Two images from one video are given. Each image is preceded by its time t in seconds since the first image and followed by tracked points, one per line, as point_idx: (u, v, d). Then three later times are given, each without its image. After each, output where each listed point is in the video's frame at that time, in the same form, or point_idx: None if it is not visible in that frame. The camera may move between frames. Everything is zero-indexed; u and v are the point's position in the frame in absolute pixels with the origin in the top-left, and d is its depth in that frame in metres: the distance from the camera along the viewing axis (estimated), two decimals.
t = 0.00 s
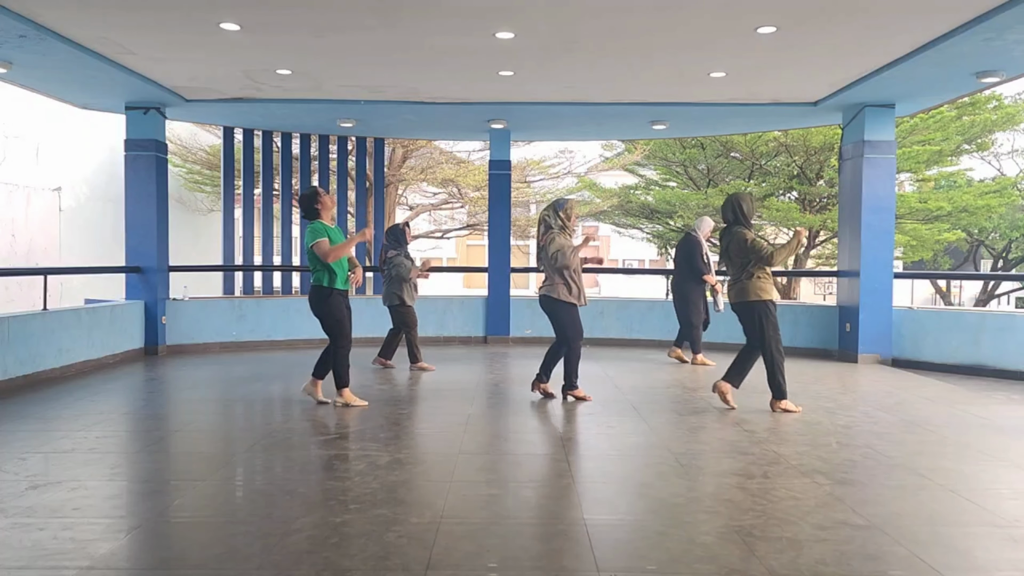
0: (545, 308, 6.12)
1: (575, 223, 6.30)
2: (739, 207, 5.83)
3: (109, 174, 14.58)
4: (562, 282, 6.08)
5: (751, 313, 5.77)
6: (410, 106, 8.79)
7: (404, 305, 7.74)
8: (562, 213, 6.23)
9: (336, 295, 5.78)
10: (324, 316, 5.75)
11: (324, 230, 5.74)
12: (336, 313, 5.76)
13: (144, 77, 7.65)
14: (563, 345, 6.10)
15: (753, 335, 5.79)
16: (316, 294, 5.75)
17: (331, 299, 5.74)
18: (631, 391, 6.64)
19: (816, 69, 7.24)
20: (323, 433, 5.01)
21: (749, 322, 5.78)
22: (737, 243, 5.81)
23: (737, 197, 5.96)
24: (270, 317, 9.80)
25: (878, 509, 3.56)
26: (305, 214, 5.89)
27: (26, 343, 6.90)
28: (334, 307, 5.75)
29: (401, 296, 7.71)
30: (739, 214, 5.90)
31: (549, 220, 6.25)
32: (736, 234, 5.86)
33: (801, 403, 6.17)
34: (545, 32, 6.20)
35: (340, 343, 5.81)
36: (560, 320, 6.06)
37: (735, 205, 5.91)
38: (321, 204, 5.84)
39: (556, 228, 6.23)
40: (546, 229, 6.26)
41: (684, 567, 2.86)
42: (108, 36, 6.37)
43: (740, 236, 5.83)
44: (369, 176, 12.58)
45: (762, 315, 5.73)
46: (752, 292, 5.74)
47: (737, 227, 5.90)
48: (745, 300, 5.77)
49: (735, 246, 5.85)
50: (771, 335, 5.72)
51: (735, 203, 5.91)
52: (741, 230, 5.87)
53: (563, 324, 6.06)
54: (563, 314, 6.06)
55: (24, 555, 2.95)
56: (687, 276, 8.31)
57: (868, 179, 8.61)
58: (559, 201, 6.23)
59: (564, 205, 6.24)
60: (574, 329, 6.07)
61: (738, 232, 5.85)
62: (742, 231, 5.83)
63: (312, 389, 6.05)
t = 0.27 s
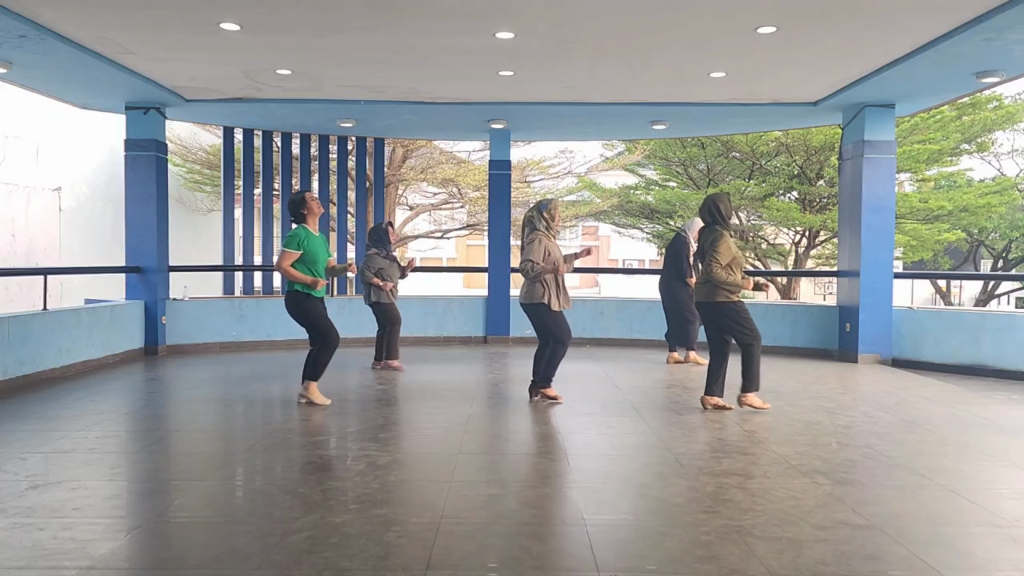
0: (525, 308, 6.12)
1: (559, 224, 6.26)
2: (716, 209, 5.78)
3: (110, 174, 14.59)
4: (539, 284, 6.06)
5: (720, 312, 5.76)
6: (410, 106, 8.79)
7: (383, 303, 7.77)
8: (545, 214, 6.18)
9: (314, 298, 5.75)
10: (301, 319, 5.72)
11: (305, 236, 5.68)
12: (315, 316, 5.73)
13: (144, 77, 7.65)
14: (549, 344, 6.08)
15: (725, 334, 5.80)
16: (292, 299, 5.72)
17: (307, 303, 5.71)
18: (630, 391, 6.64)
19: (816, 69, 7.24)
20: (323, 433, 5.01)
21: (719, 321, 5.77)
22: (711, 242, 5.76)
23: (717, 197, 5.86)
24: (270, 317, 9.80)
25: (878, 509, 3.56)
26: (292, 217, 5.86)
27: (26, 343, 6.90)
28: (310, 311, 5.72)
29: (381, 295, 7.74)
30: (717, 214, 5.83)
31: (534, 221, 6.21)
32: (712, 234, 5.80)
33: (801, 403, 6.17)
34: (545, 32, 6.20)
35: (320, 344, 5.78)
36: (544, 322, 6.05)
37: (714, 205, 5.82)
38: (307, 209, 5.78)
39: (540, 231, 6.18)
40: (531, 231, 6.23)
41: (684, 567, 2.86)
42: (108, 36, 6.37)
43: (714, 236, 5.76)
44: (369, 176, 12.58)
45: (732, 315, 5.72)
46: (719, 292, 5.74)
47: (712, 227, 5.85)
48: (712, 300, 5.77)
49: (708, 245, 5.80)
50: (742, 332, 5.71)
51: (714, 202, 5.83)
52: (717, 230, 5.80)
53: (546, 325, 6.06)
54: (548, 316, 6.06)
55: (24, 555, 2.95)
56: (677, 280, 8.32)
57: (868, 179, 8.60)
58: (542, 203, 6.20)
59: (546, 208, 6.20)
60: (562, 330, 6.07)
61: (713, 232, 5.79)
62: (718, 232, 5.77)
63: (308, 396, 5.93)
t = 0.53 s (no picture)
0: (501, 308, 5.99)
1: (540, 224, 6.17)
2: (694, 206, 5.81)
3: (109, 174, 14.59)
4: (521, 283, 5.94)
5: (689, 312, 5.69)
6: (410, 105, 8.78)
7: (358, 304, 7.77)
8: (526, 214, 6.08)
9: (284, 300, 5.70)
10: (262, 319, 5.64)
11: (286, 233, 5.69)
12: (274, 317, 5.65)
13: (144, 77, 7.65)
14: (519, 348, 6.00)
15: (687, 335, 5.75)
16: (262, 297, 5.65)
17: (275, 304, 5.65)
18: (630, 391, 6.64)
19: (816, 69, 7.24)
20: (323, 434, 5.01)
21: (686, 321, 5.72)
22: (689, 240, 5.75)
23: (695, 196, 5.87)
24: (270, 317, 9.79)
25: (878, 509, 3.56)
26: (269, 216, 5.80)
27: (26, 343, 6.90)
28: (275, 312, 5.66)
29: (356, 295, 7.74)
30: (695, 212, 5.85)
31: (514, 219, 6.07)
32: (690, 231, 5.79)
33: (801, 403, 6.17)
34: (544, 32, 6.20)
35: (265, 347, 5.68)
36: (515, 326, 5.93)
37: (694, 203, 5.83)
38: (284, 207, 5.75)
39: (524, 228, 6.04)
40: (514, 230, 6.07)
41: (684, 567, 2.86)
42: (108, 36, 6.36)
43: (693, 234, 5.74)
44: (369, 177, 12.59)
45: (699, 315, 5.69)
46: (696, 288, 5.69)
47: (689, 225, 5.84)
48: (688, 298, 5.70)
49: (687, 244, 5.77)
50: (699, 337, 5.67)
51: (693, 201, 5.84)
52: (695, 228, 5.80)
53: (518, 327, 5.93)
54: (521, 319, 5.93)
55: (24, 555, 2.95)
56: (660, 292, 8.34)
57: (868, 179, 8.60)
58: (523, 202, 6.10)
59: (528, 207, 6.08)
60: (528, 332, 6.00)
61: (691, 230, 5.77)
62: (696, 229, 5.75)
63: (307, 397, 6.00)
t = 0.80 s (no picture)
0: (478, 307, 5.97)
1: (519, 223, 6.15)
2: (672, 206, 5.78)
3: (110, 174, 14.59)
4: (499, 283, 5.92)
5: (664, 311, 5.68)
6: (410, 105, 8.78)
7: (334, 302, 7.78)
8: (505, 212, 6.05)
9: (256, 297, 5.64)
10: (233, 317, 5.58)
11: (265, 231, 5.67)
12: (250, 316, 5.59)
13: (144, 77, 7.65)
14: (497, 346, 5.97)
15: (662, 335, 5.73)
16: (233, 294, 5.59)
17: (247, 301, 5.59)
18: (630, 391, 6.64)
19: (815, 69, 7.24)
20: (323, 433, 5.01)
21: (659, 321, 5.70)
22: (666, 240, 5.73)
23: (675, 195, 5.83)
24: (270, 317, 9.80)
25: (879, 509, 3.56)
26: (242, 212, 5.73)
27: (26, 343, 6.90)
28: (247, 309, 5.59)
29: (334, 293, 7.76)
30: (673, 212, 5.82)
31: (492, 217, 6.05)
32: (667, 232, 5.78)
33: (801, 403, 6.17)
34: (544, 32, 6.20)
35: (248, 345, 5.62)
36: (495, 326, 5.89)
37: (674, 203, 5.79)
38: (261, 205, 5.72)
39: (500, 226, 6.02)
40: (493, 227, 6.04)
41: (684, 567, 2.86)
42: (108, 36, 6.37)
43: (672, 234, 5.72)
44: (369, 177, 12.59)
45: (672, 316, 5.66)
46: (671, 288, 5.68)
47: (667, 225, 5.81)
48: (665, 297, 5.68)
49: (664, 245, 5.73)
50: (674, 337, 5.64)
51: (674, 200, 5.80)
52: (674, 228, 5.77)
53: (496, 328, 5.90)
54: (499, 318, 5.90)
55: (24, 555, 2.95)
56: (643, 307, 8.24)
57: (868, 179, 8.60)
58: (502, 201, 6.08)
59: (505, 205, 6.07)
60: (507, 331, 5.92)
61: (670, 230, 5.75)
62: (675, 230, 5.73)
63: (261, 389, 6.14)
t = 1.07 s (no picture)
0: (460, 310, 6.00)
1: (503, 225, 6.10)
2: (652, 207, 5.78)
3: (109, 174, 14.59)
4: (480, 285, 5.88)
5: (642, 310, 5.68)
6: (409, 105, 8.78)
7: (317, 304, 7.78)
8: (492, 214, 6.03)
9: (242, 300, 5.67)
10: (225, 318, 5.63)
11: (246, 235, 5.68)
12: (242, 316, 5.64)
13: (144, 77, 7.65)
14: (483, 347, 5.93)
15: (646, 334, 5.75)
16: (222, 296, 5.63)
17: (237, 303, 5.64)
18: (631, 391, 6.64)
19: (815, 69, 7.24)
20: (323, 433, 5.01)
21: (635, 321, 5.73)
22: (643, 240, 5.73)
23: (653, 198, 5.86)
24: (270, 317, 9.80)
25: (878, 509, 3.56)
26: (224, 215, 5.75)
27: (26, 343, 6.90)
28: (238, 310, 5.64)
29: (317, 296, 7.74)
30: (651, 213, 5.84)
31: (477, 219, 6.02)
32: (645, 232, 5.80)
33: (801, 403, 6.17)
34: (544, 32, 6.20)
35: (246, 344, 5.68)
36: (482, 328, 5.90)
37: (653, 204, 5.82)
38: (242, 209, 5.73)
39: (482, 229, 5.99)
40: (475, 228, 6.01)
41: (684, 567, 2.86)
42: (108, 36, 6.37)
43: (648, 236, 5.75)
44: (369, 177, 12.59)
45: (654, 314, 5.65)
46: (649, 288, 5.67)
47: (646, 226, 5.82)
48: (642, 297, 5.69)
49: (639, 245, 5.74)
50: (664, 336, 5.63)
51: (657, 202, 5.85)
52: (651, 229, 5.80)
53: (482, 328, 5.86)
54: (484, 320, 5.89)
55: (23, 555, 2.95)
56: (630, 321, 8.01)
57: (868, 179, 8.60)
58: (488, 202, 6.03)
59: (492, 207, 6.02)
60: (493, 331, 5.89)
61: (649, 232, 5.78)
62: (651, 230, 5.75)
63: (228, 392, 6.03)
